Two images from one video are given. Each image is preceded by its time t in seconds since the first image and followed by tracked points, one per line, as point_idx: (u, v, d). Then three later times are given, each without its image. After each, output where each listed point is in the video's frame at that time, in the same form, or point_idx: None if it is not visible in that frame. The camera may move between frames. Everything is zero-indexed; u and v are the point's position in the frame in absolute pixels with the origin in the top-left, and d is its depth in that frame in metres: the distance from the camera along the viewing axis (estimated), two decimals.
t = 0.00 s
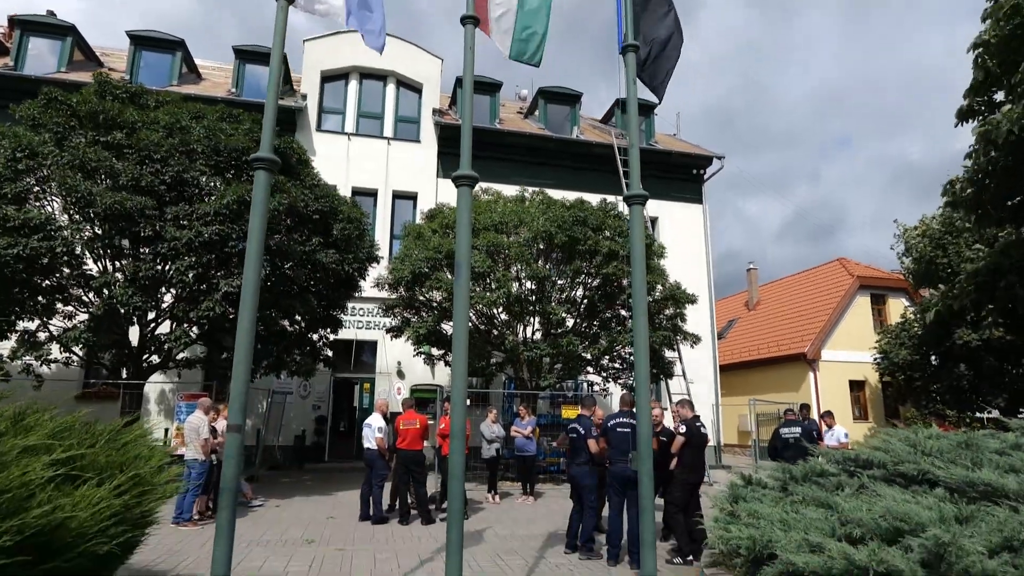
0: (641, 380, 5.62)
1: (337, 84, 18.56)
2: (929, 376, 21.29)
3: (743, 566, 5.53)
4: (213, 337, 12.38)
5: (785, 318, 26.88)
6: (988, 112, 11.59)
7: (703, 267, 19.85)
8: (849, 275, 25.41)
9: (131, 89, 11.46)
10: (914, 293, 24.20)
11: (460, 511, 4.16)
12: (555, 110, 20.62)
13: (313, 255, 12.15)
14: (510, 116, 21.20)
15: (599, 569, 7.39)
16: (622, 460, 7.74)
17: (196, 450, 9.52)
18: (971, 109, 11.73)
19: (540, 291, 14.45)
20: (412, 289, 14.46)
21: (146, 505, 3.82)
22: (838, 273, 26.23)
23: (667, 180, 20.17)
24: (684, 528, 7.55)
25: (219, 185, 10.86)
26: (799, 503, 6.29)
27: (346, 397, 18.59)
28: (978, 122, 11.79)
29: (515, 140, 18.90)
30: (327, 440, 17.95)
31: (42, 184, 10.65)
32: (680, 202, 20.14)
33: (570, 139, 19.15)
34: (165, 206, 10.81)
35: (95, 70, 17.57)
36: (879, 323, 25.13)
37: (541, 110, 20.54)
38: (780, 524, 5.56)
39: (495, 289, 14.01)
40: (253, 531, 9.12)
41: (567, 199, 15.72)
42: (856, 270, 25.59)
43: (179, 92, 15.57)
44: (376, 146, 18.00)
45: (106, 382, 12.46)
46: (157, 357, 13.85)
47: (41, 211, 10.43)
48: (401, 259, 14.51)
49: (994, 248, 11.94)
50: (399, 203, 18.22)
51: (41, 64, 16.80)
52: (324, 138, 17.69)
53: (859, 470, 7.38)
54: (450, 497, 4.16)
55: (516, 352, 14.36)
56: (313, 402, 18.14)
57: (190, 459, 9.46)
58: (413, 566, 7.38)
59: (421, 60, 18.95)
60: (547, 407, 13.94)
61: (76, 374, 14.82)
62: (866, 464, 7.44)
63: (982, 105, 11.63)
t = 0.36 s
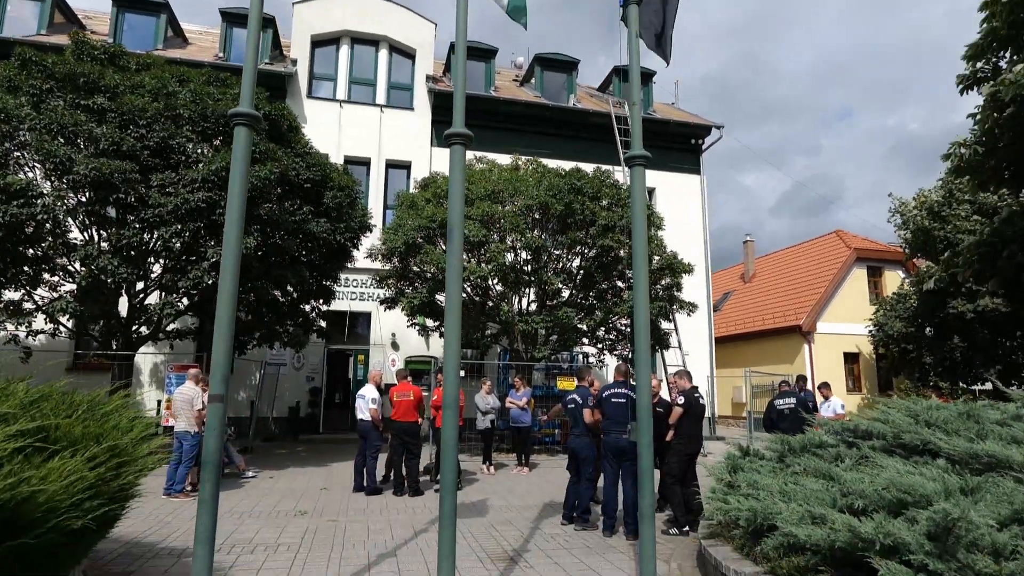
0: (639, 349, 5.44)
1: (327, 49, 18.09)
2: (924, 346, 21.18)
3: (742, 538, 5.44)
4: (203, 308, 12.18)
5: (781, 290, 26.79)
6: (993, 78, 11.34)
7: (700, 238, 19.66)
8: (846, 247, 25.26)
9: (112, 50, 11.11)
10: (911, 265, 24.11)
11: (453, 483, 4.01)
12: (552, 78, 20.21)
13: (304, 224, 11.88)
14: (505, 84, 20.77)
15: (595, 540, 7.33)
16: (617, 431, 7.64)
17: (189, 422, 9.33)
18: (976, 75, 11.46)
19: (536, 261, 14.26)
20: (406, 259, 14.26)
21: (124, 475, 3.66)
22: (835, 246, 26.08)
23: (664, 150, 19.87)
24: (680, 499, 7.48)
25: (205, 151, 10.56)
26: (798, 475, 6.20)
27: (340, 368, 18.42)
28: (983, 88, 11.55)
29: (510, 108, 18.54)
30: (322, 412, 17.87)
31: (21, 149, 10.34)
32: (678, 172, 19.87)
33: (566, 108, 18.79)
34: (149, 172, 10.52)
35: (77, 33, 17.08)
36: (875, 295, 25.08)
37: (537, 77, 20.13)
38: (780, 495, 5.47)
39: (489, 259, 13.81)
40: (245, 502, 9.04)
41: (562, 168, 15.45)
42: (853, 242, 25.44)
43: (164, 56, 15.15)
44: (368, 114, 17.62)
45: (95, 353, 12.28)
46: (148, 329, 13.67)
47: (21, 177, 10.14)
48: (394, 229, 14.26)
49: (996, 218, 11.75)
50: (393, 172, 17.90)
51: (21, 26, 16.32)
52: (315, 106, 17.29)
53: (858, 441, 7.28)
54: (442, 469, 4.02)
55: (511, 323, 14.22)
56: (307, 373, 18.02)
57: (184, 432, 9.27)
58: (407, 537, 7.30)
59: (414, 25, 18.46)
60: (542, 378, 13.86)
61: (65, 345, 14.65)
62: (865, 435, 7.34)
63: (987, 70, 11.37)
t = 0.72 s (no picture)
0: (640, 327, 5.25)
1: (318, 19, 17.63)
2: (919, 324, 21.00)
3: (742, 519, 5.30)
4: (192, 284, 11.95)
5: (777, 268, 26.64)
6: (1001, 49, 11.06)
7: (698, 215, 19.42)
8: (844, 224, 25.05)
9: (91, 15, 10.74)
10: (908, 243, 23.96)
11: (444, 462, 3.83)
12: (548, 50, 19.79)
13: (294, 198, 11.60)
14: (500, 56, 20.34)
15: (591, 519, 7.19)
16: (613, 408, 7.50)
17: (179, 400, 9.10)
18: (984, 46, 11.18)
19: (531, 236, 14.03)
20: (399, 235, 14.02)
21: (96, 456, 3.46)
22: (833, 223, 25.88)
23: (662, 125, 19.54)
24: (678, 477, 7.36)
25: (188, 120, 10.24)
26: (800, 454, 6.06)
27: (334, 345, 18.24)
28: (990, 60, 11.27)
29: (506, 81, 18.16)
30: (315, 389, 17.69)
31: None
32: (676, 147, 19.57)
33: (563, 81, 18.43)
34: (129, 143, 10.21)
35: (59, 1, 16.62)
36: (872, 272, 24.96)
37: (533, 49, 19.71)
38: (782, 475, 5.32)
39: (484, 235, 13.56)
40: (235, 480, 8.89)
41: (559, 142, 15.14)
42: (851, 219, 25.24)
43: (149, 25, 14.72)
44: (360, 86, 17.22)
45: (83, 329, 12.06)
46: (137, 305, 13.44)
47: None
48: (387, 204, 13.98)
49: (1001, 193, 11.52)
50: (385, 146, 17.55)
51: None
52: (305, 77, 16.89)
53: (859, 419, 7.14)
54: (433, 447, 3.83)
55: (506, 299, 14.02)
56: (300, 350, 17.82)
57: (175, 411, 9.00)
58: (399, 516, 7.15)
59: None
60: (537, 355, 13.75)
61: (53, 322, 14.42)
62: (867, 413, 7.19)
63: (996, 41, 11.07)
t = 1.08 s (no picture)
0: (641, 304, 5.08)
1: None
2: (916, 303, 21.03)
3: (742, 499, 5.17)
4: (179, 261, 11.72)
5: (774, 245, 26.48)
6: (1009, 21, 10.79)
7: (695, 192, 19.19)
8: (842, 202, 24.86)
9: None
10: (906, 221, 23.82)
11: (434, 445, 3.65)
12: (544, 22, 19.38)
13: (283, 172, 11.32)
14: (495, 28, 19.91)
15: (587, 498, 7.07)
16: (610, 386, 7.34)
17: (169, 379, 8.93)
18: (991, 17, 10.91)
19: (526, 212, 13.81)
20: (392, 211, 13.78)
21: (65, 439, 3.27)
22: (830, 200, 25.68)
23: (659, 99, 19.23)
24: (675, 456, 7.25)
25: (170, 90, 9.95)
26: (800, 433, 5.94)
27: (326, 322, 18.05)
28: (997, 32, 11.00)
29: (501, 54, 17.79)
30: (308, 367, 17.51)
31: None
32: (673, 123, 19.28)
33: (559, 54, 18.06)
34: (109, 112, 9.91)
35: None
36: (868, 251, 24.85)
37: (529, 21, 19.29)
38: (784, 455, 5.19)
39: (478, 210, 13.33)
40: (225, 459, 8.75)
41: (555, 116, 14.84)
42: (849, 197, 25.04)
43: None
44: (351, 59, 16.83)
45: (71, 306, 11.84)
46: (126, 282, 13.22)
47: None
48: (379, 178, 13.71)
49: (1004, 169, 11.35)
50: (378, 121, 17.21)
51: None
52: (295, 49, 16.46)
53: (860, 397, 7.01)
54: (422, 431, 3.65)
55: (501, 276, 13.83)
56: (292, 328, 17.62)
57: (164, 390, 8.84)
58: (391, 496, 7.02)
59: None
60: (532, 333, 13.66)
61: (40, 298, 14.17)
62: (868, 391, 7.06)
63: (1003, 11, 10.80)
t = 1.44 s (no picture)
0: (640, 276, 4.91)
1: None
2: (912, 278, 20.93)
3: (742, 476, 5.04)
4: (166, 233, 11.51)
5: (769, 220, 26.31)
6: None
7: (691, 164, 18.94)
8: (840, 176, 24.64)
9: None
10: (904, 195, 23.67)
11: (425, 422, 3.48)
12: None
13: (271, 140, 11.05)
14: None
15: (582, 474, 6.96)
16: (606, 360, 7.18)
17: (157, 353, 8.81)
18: None
19: (521, 184, 13.58)
20: (384, 183, 13.54)
21: (32, 416, 3.12)
22: (828, 174, 25.46)
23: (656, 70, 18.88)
24: (672, 431, 7.13)
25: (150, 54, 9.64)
26: (801, 407, 5.82)
27: (318, 297, 17.84)
28: None
29: (495, 22, 17.39)
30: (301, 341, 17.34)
31: None
32: (670, 94, 18.95)
33: (555, 23, 17.66)
34: (86, 76, 9.59)
35: None
36: (865, 225, 24.72)
37: None
38: (786, 430, 5.05)
39: (472, 182, 13.08)
40: (215, 435, 8.60)
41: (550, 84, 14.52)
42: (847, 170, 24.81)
43: None
44: (341, 26, 16.38)
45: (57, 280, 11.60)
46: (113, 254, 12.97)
47: None
48: (370, 149, 13.41)
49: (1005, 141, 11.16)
50: (369, 90, 16.83)
51: None
52: (283, 15, 15.95)
53: (861, 370, 6.90)
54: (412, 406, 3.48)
55: (495, 249, 13.63)
56: (284, 303, 17.40)
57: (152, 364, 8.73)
58: (383, 471, 6.89)
59: None
60: (527, 307, 13.60)
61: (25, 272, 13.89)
62: (868, 365, 6.95)
63: None
